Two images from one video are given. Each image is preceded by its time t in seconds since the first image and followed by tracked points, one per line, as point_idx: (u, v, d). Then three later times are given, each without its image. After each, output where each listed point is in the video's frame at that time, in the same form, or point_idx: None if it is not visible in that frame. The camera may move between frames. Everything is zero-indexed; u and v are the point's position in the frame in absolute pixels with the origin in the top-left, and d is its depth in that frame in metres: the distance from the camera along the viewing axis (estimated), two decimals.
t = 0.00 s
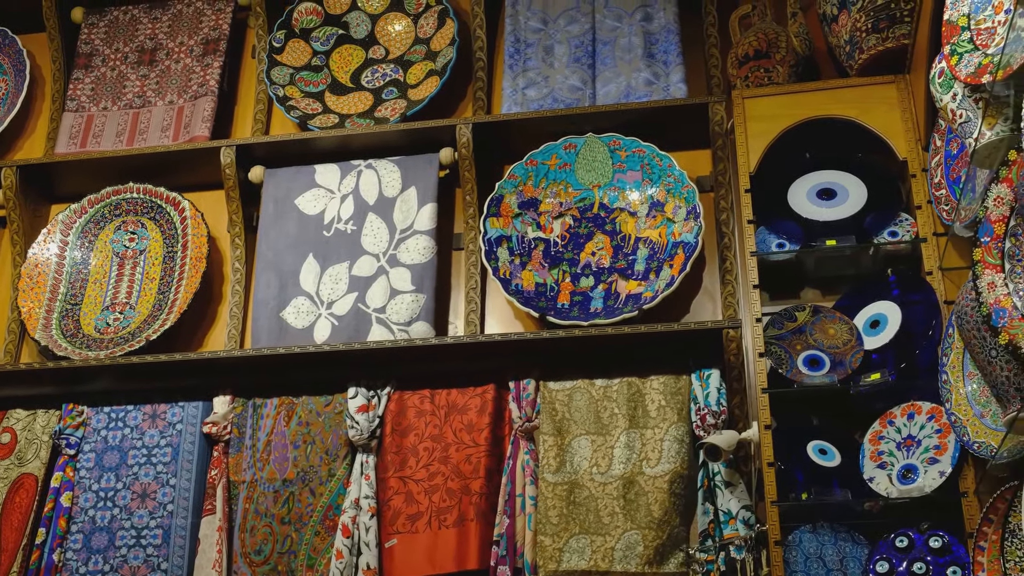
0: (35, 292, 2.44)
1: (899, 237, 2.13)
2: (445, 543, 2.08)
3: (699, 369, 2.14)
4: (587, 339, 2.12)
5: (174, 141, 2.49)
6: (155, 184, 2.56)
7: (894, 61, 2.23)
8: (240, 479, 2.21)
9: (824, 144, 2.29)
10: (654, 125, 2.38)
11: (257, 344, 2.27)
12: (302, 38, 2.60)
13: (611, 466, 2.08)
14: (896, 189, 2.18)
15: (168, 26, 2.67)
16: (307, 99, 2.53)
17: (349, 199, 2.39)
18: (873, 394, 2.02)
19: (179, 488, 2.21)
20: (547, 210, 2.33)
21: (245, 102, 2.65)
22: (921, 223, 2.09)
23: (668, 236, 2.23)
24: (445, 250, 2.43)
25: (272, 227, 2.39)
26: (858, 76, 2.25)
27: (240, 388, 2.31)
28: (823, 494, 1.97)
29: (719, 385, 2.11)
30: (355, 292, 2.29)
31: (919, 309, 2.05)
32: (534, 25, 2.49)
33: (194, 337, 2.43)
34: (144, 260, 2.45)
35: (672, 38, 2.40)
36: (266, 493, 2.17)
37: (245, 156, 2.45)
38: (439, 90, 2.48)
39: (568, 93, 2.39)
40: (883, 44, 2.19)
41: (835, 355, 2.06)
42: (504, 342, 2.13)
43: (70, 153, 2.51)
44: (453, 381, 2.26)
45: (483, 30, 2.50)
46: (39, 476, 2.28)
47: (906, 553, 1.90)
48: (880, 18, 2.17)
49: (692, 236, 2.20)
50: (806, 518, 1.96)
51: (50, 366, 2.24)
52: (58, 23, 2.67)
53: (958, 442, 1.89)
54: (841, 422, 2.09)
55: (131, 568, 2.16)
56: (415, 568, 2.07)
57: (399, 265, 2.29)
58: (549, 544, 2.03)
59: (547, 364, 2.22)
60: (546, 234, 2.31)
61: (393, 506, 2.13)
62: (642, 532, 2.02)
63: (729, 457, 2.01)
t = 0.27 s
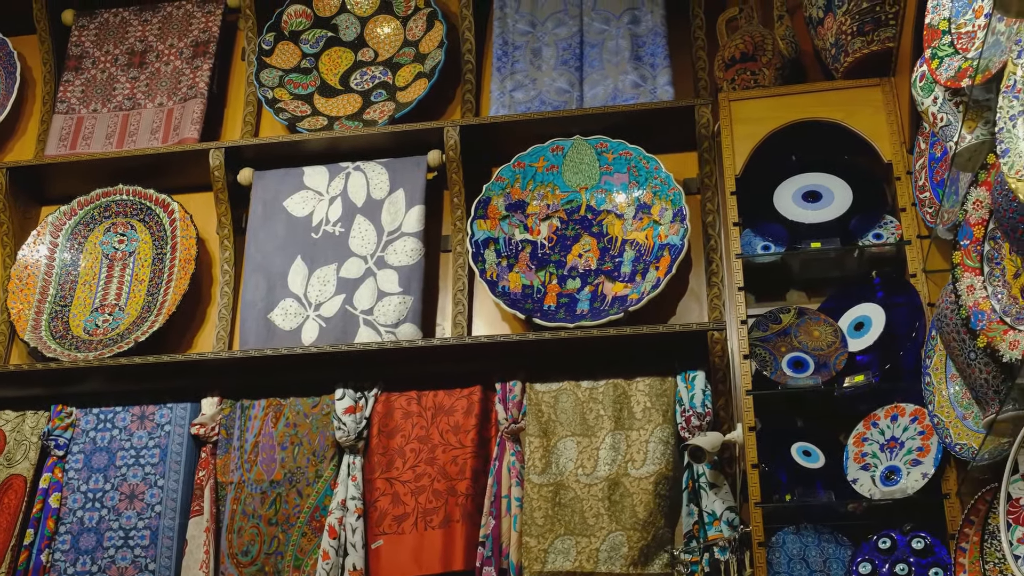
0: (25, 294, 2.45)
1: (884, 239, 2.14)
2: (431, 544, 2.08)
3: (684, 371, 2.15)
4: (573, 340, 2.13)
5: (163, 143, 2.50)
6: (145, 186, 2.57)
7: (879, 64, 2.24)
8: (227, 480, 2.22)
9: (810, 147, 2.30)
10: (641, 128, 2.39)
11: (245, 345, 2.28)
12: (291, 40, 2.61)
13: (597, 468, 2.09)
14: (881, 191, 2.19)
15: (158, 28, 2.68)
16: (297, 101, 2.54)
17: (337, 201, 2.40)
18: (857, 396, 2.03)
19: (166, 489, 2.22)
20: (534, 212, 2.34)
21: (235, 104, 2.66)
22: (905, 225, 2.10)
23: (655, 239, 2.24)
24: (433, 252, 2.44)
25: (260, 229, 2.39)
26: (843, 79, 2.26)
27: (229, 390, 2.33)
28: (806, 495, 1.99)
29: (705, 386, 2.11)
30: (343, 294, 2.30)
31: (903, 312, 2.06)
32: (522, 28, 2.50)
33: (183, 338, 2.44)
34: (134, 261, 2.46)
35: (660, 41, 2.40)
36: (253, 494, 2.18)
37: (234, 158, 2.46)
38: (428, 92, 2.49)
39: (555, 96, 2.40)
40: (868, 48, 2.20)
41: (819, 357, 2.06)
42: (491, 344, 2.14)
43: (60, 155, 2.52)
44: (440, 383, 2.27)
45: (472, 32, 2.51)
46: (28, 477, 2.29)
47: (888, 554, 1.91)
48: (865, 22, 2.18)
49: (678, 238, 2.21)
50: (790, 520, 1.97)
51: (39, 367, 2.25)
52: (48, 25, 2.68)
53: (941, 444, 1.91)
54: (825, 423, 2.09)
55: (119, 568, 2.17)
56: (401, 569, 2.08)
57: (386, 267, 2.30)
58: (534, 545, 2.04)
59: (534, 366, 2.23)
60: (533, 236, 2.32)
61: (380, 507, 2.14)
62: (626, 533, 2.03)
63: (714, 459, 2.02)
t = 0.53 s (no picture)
0: (15, 295, 2.46)
1: (868, 241, 2.14)
2: (417, 544, 2.09)
3: (670, 372, 2.16)
4: (558, 342, 2.15)
5: (153, 145, 2.50)
6: (134, 188, 2.58)
7: (865, 66, 2.24)
8: (215, 481, 2.23)
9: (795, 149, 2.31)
10: (628, 130, 2.40)
11: (233, 347, 2.29)
12: (280, 42, 2.62)
13: (582, 468, 2.10)
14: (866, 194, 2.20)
15: (148, 30, 2.69)
16: (286, 103, 2.54)
17: (325, 203, 2.41)
18: (841, 397, 2.04)
19: (155, 489, 2.23)
20: (522, 214, 2.35)
21: (225, 106, 2.67)
22: (889, 227, 2.10)
23: (641, 240, 2.25)
24: (421, 253, 2.45)
25: (249, 230, 2.41)
26: (828, 81, 2.27)
27: (215, 390, 2.35)
28: (789, 496, 1.99)
29: (689, 388, 2.12)
30: (331, 296, 2.31)
31: (888, 313, 2.06)
32: (510, 30, 2.51)
33: (172, 339, 2.45)
34: (123, 263, 2.46)
35: (647, 43, 2.41)
36: (241, 495, 2.18)
37: (223, 160, 2.47)
38: (416, 95, 2.50)
39: (543, 98, 2.41)
40: (853, 50, 2.20)
41: (803, 359, 2.08)
42: (477, 345, 2.15)
43: (50, 157, 2.53)
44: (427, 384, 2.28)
45: (460, 35, 2.52)
46: (16, 478, 2.30)
47: (871, 555, 1.92)
48: (850, 24, 2.18)
49: (664, 240, 2.22)
50: (774, 520, 1.98)
51: (28, 368, 2.26)
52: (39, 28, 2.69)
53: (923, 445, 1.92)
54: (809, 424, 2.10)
55: (107, 569, 2.18)
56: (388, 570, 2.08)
57: (374, 268, 2.31)
58: (519, 545, 2.05)
59: (520, 367, 2.25)
60: (520, 238, 2.33)
61: (366, 508, 2.15)
62: (612, 533, 2.03)
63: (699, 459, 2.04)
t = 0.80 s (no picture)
0: (4, 296, 2.47)
1: (852, 243, 2.15)
2: (403, 545, 2.10)
3: (654, 374, 2.17)
4: (544, 343, 2.15)
5: (142, 147, 2.51)
6: (124, 190, 2.59)
7: (850, 68, 2.25)
8: (203, 482, 2.24)
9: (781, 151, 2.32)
10: (615, 132, 2.41)
11: (221, 348, 2.30)
12: (269, 45, 2.62)
13: (567, 470, 2.11)
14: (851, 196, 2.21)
15: (138, 33, 2.70)
16: (274, 105, 2.55)
17: (313, 205, 2.42)
18: (824, 398, 2.04)
19: (142, 490, 2.24)
20: (509, 216, 2.36)
21: (214, 108, 2.69)
22: (873, 229, 2.11)
23: (627, 242, 2.26)
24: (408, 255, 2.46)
25: (237, 232, 2.41)
26: (813, 83, 2.28)
27: (203, 392, 2.35)
28: (773, 497, 1.99)
29: (674, 389, 2.13)
30: (318, 297, 2.32)
31: (872, 314, 2.07)
32: (498, 33, 2.52)
33: (161, 341, 2.46)
34: (112, 265, 2.47)
35: (633, 46, 2.42)
36: (228, 495, 2.19)
37: (212, 162, 2.48)
38: (404, 97, 2.51)
39: (530, 100, 2.42)
40: (838, 53, 2.21)
41: (787, 360, 2.09)
42: (463, 346, 2.16)
43: (40, 158, 2.54)
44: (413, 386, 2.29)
45: (448, 37, 2.52)
46: (5, 478, 2.31)
47: (853, 556, 1.93)
48: (835, 27, 2.20)
49: (649, 242, 2.23)
50: (757, 521, 1.99)
51: (16, 370, 2.27)
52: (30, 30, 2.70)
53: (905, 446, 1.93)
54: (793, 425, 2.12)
55: (94, 570, 2.19)
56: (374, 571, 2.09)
57: (361, 270, 2.32)
58: (504, 546, 2.06)
59: (507, 368, 2.26)
60: (507, 240, 2.34)
61: (353, 508, 2.16)
62: (596, 534, 2.05)
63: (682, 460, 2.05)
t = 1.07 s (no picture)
0: None
1: (837, 244, 2.16)
2: (389, 545, 2.11)
3: (639, 374, 2.17)
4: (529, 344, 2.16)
5: (131, 148, 2.52)
6: (113, 191, 2.60)
7: (835, 70, 2.26)
8: (190, 482, 2.24)
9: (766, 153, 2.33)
10: (602, 134, 2.41)
11: (209, 348, 2.31)
12: (258, 46, 2.63)
13: (552, 470, 2.12)
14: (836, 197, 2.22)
15: (128, 34, 2.71)
16: (263, 106, 2.56)
17: (301, 206, 2.43)
18: (809, 399, 2.05)
19: (130, 490, 2.25)
20: (496, 217, 2.36)
21: (203, 109, 2.69)
22: (857, 230, 2.12)
23: (613, 243, 2.27)
24: (396, 256, 2.46)
25: (225, 233, 2.42)
26: (798, 85, 2.29)
27: (191, 392, 2.35)
28: (758, 498, 2.00)
29: (659, 390, 2.14)
30: (306, 298, 2.32)
31: (855, 315, 2.08)
32: (486, 34, 2.52)
33: (150, 341, 2.47)
34: (101, 266, 2.48)
35: (620, 47, 2.43)
36: (215, 496, 2.20)
37: (201, 163, 2.49)
38: (392, 98, 2.52)
39: (517, 101, 2.42)
40: (823, 55, 2.22)
41: (771, 361, 2.09)
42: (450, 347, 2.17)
43: (29, 159, 2.55)
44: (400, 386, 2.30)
45: (436, 38, 2.53)
46: None
47: (835, 556, 1.94)
48: (820, 29, 2.21)
49: (635, 243, 2.24)
50: (740, 521, 2.01)
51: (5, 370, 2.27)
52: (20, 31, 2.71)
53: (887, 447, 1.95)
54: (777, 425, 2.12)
55: (82, 569, 2.20)
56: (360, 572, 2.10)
57: (348, 271, 2.33)
58: (490, 546, 2.06)
59: (493, 369, 2.27)
60: (494, 241, 2.34)
61: (339, 508, 2.17)
62: (581, 534, 2.05)
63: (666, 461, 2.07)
